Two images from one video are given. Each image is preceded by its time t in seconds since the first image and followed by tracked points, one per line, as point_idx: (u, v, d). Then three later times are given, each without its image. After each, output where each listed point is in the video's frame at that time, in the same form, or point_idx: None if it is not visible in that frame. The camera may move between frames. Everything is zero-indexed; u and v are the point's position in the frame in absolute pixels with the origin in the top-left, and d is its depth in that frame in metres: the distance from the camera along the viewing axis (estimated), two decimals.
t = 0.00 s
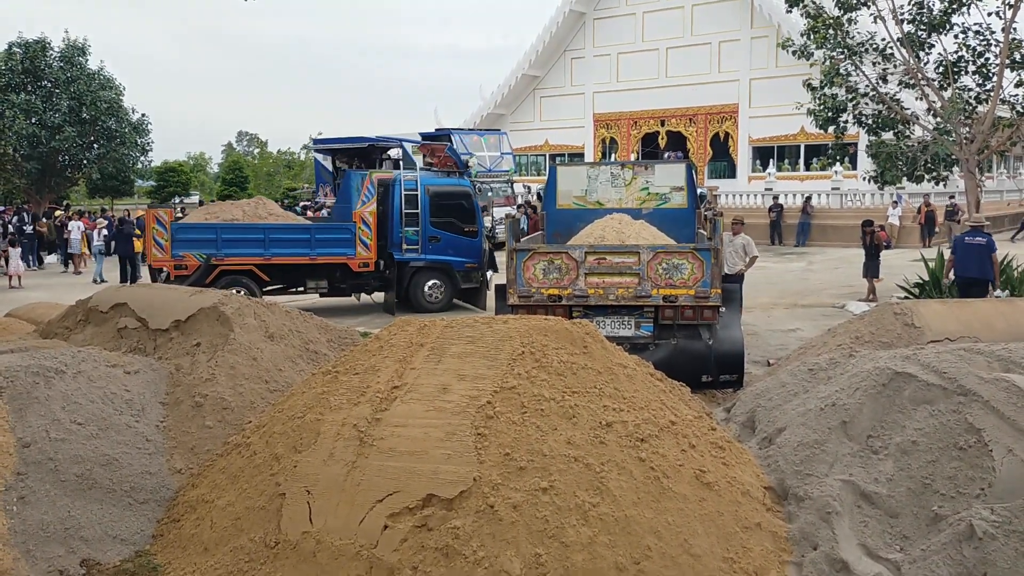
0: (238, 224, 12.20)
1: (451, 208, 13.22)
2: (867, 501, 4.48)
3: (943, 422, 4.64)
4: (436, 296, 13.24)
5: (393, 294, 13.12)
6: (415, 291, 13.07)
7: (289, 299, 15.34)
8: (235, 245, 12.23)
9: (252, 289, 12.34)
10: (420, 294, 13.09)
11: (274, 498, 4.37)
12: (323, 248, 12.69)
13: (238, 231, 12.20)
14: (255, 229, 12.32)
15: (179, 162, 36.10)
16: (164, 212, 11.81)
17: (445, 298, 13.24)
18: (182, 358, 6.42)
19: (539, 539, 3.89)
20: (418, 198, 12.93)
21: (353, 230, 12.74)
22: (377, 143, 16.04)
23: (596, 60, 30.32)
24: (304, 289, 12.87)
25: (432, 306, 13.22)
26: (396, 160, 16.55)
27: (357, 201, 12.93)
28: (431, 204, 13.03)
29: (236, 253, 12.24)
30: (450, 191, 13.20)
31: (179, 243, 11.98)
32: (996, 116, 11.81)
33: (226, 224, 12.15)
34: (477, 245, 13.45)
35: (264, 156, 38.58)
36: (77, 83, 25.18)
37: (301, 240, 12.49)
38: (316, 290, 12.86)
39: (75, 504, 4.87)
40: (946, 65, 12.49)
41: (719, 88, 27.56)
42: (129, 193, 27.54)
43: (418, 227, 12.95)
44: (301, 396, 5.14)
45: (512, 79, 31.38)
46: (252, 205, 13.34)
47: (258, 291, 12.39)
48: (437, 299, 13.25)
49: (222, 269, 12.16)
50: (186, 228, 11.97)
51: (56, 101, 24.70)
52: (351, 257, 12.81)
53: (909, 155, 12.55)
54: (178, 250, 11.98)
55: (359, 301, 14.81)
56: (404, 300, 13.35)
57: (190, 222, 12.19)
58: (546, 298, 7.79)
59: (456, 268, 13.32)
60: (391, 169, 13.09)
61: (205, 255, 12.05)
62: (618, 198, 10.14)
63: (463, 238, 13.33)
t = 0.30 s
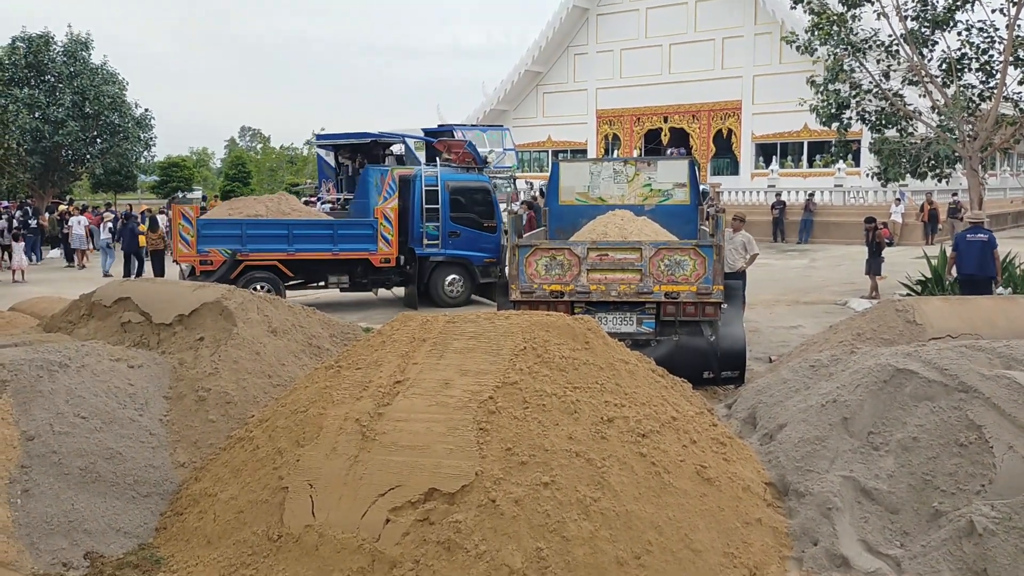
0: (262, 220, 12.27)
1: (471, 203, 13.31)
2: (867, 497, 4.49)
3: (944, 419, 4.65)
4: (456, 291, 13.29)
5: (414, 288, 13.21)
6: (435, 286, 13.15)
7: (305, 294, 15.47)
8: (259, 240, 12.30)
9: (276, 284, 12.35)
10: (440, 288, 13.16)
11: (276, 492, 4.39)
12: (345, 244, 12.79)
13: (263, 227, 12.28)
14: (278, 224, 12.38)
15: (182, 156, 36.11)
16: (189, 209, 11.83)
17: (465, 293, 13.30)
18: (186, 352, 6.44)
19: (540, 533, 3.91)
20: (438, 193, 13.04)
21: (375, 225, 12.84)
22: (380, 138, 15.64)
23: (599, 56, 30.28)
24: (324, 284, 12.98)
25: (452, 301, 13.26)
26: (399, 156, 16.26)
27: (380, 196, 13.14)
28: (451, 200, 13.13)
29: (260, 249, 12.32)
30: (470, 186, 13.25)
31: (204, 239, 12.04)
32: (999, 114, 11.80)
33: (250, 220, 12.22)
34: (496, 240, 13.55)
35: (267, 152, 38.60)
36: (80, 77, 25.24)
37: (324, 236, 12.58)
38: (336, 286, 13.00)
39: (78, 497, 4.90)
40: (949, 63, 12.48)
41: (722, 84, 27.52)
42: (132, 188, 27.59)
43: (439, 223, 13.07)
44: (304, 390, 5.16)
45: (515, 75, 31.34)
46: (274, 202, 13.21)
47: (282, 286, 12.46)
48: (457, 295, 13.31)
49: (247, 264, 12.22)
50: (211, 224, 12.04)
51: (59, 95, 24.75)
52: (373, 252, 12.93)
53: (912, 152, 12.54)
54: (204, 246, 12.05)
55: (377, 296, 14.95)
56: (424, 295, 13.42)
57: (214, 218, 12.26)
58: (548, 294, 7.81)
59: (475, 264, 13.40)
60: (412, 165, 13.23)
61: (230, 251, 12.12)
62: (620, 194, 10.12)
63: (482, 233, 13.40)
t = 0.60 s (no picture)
0: (287, 216, 12.43)
1: (491, 201, 13.55)
2: (873, 494, 4.49)
3: (950, 416, 4.65)
4: (475, 287, 13.57)
5: (434, 284, 13.43)
6: (456, 282, 13.41)
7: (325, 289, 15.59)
8: (284, 236, 12.46)
9: (299, 279, 12.57)
10: (461, 284, 13.42)
11: (282, 488, 4.40)
12: (368, 240, 12.97)
13: (287, 223, 12.44)
14: (303, 220, 12.55)
15: (186, 153, 36.11)
16: (216, 204, 11.99)
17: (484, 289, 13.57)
18: (191, 348, 6.45)
19: (545, 530, 3.91)
20: (459, 190, 13.25)
21: (397, 222, 13.06)
22: (383, 134, 15.43)
23: (603, 53, 30.25)
24: (346, 279, 13.21)
25: (472, 297, 13.55)
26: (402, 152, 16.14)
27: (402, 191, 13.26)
28: (472, 197, 13.35)
29: (285, 244, 12.48)
30: (491, 183, 13.47)
31: (230, 233, 12.20)
32: (1005, 111, 11.77)
33: (275, 216, 12.38)
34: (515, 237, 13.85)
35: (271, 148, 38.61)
36: (85, 73, 25.27)
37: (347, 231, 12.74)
38: (358, 281, 13.21)
39: (83, 492, 4.91)
40: (955, 59, 12.44)
41: (727, 81, 27.47)
42: (136, 185, 27.62)
43: (460, 220, 13.32)
44: (309, 386, 5.16)
45: (519, 72, 31.30)
46: (297, 197, 13.28)
47: (305, 280, 12.62)
48: (476, 291, 13.59)
49: (271, 259, 12.38)
50: (237, 219, 12.19)
51: (64, 91, 24.81)
52: (394, 248, 13.14)
53: (917, 149, 12.52)
54: (229, 240, 12.20)
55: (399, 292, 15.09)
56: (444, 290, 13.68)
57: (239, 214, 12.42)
58: (553, 291, 7.80)
59: (494, 261, 13.68)
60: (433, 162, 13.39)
61: (255, 246, 12.26)
62: (625, 191, 10.14)
63: (502, 230, 13.67)
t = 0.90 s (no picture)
0: (314, 210, 12.48)
1: (513, 196, 13.65)
2: (880, 493, 4.47)
3: (958, 415, 4.64)
4: (497, 283, 13.70)
5: (457, 279, 13.61)
6: (478, 277, 13.54)
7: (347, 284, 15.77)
8: (311, 230, 12.53)
9: (324, 272, 12.73)
10: (485, 279, 13.55)
11: (287, 484, 4.40)
12: (393, 234, 13.04)
13: (314, 217, 12.49)
14: (329, 214, 12.59)
15: (192, 150, 36.17)
16: (244, 199, 12.01)
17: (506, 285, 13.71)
18: (197, 344, 6.46)
19: (551, 528, 3.90)
20: (482, 186, 13.36)
21: (421, 217, 13.15)
22: (388, 132, 15.42)
23: (609, 50, 30.19)
24: (370, 275, 13.26)
25: (494, 293, 13.69)
26: (408, 150, 16.12)
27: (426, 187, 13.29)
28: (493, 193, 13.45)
29: (311, 238, 12.55)
30: (513, 179, 13.59)
31: (257, 228, 12.23)
32: (1013, 109, 11.73)
33: (302, 211, 12.41)
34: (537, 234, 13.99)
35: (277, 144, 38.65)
36: (91, 70, 25.34)
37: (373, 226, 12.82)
38: (382, 275, 13.28)
39: (89, 488, 4.92)
40: (963, 57, 12.39)
41: (733, 78, 27.41)
42: (142, 181, 27.68)
43: (482, 215, 13.41)
44: (315, 383, 5.16)
45: (524, 69, 31.26)
46: (322, 193, 13.30)
47: (330, 275, 12.81)
48: (498, 287, 13.72)
49: (298, 254, 12.48)
50: (264, 214, 12.20)
51: (70, 88, 24.89)
52: (418, 243, 13.21)
53: (924, 147, 12.48)
54: (257, 235, 12.23)
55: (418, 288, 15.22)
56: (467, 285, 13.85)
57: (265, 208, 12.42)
58: (558, 288, 7.79)
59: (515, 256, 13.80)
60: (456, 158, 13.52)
61: (282, 241, 12.32)
62: (630, 187, 10.10)
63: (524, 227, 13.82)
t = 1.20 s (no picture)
0: (342, 208, 12.63)
1: (538, 194, 13.62)
2: (886, 493, 4.46)
3: (964, 415, 4.63)
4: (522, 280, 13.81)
5: (481, 276, 13.79)
6: (502, 273, 13.70)
7: (370, 282, 15.93)
8: (339, 228, 12.70)
9: (352, 269, 12.89)
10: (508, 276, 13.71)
11: (292, 481, 4.41)
12: (419, 232, 13.16)
13: (342, 215, 12.64)
14: (357, 212, 12.73)
15: (197, 147, 36.23)
16: (275, 196, 12.16)
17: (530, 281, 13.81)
18: (202, 341, 6.47)
19: (556, 526, 3.90)
20: (506, 185, 13.36)
21: (446, 215, 13.22)
22: (394, 130, 15.41)
23: (614, 48, 30.14)
24: (394, 271, 13.41)
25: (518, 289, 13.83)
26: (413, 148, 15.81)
27: (450, 184, 13.36)
28: (518, 191, 13.43)
29: (339, 236, 12.74)
30: (538, 178, 13.54)
31: (288, 225, 12.41)
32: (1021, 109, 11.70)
33: (331, 208, 12.57)
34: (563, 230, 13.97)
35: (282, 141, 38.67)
36: (98, 67, 25.41)
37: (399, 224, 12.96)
38: (407, 272, 13.41)
39: (95, 484, 4.93)
40: (970, 56, 12.36)
41: (739, 77, 27.36)
42: (148, 178, 27.74)
43: (506, 213, 13.44)
44: (320, 380, 5.16)
45: (530, 67, 31.25)
46: (349, 190, 13.45)
47: (358, 273, 12.95)
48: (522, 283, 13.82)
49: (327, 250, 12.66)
50: (295, 211, 12.39)
51: (76, 85, 24.93)
52: (443, 240, 13.29)
53: (931, 146, 12.46)
54: (287, 232, 12.43)
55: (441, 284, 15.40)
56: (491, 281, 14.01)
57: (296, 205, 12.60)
58: (563, 287, 7.79)
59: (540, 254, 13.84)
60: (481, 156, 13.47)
61: (311, 237, 12.53)
62: (636, 185, 10.07)
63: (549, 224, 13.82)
